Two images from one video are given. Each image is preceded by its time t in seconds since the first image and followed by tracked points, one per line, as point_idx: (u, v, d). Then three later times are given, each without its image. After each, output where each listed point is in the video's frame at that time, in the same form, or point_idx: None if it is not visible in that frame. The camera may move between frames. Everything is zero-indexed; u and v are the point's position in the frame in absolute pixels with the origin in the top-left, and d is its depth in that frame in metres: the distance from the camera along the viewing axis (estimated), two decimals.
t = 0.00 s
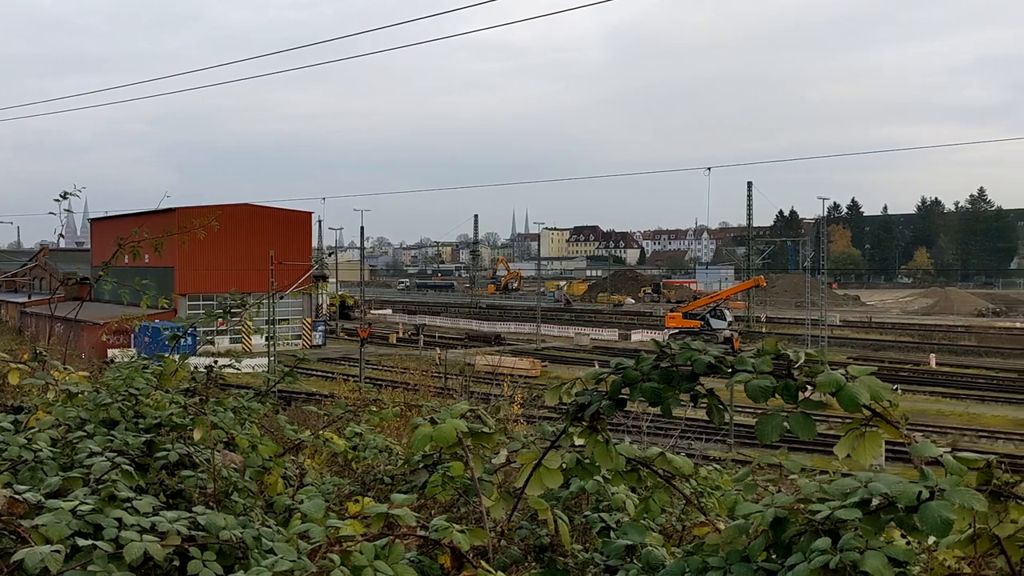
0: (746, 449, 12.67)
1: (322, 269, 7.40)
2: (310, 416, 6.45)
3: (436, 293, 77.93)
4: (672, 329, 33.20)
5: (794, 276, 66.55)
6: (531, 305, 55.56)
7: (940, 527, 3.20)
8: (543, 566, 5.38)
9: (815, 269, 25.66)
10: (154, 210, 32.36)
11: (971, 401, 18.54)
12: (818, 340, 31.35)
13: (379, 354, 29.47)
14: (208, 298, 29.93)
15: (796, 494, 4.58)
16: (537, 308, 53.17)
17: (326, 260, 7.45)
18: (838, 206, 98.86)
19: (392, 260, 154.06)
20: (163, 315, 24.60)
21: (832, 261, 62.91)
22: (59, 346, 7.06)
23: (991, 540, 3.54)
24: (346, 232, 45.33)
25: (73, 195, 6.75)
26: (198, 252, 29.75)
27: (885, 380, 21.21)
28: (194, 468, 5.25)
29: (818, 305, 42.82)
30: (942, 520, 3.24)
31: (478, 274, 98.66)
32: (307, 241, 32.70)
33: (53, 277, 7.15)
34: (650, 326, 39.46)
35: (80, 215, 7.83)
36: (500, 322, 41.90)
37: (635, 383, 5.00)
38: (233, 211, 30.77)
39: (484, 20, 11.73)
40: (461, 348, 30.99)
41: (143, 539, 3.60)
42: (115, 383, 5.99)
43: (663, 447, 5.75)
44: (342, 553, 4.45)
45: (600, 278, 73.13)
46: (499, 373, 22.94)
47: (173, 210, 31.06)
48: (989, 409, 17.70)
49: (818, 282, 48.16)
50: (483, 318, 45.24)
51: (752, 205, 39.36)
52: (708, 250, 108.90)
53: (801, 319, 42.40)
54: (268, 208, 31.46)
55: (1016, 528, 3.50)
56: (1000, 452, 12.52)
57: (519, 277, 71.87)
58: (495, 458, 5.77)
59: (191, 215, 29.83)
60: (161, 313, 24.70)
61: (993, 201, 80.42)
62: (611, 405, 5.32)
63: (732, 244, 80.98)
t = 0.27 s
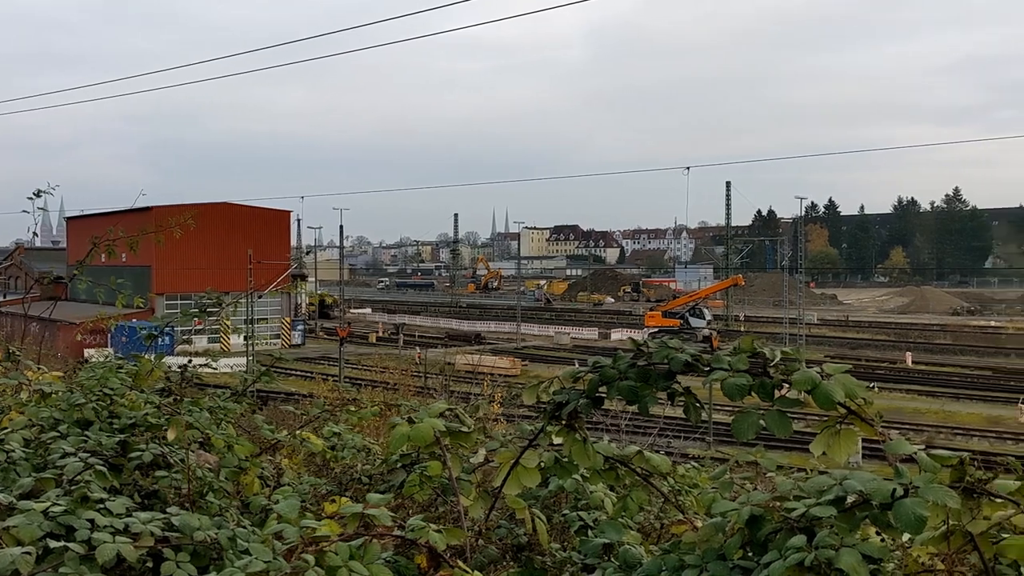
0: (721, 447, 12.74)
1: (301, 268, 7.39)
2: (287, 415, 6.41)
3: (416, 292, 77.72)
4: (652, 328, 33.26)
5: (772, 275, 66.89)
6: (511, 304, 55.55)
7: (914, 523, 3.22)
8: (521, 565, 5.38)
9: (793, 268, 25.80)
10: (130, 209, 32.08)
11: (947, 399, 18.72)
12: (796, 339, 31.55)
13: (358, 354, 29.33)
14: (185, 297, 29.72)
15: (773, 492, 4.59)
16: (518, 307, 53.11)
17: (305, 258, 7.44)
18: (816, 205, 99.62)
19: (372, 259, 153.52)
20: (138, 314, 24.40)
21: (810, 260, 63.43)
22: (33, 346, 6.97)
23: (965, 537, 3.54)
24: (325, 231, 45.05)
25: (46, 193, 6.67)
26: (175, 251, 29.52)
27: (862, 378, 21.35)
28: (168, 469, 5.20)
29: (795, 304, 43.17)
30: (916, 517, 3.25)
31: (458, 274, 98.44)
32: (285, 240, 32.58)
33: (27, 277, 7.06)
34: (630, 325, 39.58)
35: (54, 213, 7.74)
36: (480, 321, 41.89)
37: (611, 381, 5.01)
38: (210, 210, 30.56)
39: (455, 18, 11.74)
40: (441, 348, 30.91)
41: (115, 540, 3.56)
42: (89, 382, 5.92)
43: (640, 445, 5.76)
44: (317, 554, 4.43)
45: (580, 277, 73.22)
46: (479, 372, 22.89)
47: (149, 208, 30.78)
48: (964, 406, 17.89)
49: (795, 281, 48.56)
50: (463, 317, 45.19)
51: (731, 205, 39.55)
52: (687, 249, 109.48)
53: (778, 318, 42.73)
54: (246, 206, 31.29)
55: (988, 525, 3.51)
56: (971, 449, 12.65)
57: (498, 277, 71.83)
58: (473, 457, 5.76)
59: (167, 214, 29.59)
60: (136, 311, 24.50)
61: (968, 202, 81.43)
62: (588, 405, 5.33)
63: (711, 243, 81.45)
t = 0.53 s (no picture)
0: (696, 446, 12.79)
1: (279, 267, 7.38)
2: (263, 415, 6.37)
3: (396, 292, 77.50)
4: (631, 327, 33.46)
5: (749, 275, 67.32)
6: (490, 304, 55.51)
7: (889, 521, 3.25)
8: (498, 565, 5.38)
9: (770, 268, 25.97)
10: (105, 209, 31.77)
11: (922, 397, 18.93)
12: (772, 338, 31.77)
13: (336, 354, 29.18)
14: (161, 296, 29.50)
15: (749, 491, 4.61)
16: (497, 307, 53.05)
17: (283, 258, 7.43)
18: (792, 206, 100.41)
19: (350, 259, 152.82)
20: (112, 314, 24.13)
21: (786, 260, 63.96)
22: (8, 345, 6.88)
23: (942, 533, 3.55)
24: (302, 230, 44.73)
25: (18, 192, 6.59)
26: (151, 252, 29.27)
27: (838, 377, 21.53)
28: (141, 469, 5.14)
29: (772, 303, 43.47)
30: (890, 515, 3.27)
31: (437, 274, 98.35)
32: (263, 240, 32.40)
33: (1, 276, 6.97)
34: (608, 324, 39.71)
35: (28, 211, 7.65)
36: (460, 321, 41.84)
37: (589, 380, 5.02)
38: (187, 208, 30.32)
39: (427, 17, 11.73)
40: (420, 347, 30.84)
41: (87, 542, 3.50)
42: (62, 382, 5.85)
43: (619, 445, 5.77)
44: (290, 554, 4.41)
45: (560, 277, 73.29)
46: (459, 372, 22.83)
47: (125, 207, 30.49)
48: (938, 404, 18.09)
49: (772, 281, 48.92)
50: (442, 317, 45.09)
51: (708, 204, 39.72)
52: (666, 249, 109.92)
53: (755, 317, 43.08)
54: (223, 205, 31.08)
55: (963, 521, 3.56)
56: (944, 446, 12.81)
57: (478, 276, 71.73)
58: (450, 457, 5.75)
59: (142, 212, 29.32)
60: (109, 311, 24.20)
61: (940, 202, 82.55)
62: (566, 404, 5.32)
63: (689, 243, 81.84)
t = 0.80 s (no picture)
0: (670, 446, 12.84)
1: (256, 268, 7.34)
2: (239, 417, 6.33)
3: (376, 292, 77.07)
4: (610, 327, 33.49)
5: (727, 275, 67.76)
6: (470, 304, 55.35)
7: (861, 520, 3.25)
8: (475, 565, 5.39)
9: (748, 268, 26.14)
10: (80, 208, 31.47)
11: (896, 396, 19.13)
12: (750, 338, 31.97)
13: (314, 354, 29.00)
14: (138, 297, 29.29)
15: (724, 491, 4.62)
16: (476, 307, 53.01)
17: (260, 259, 7.39)
18: (770, 207, 101.09)
19: (329, 259, 151.77)
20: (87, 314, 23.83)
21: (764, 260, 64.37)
22: None
23: (911, 533, 3.48)
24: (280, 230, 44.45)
25: None
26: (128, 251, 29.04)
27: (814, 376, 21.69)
28: (115, 471, 5.08)
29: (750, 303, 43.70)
30: (863, 514, 3.29)
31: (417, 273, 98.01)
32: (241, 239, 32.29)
33: None
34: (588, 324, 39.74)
35: None
36: (439, 321, 41.72)
37: (565, 380, 5.03)
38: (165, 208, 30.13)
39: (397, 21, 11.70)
40: (399, 348, 30.73)
41: (57, 546, 3.39)
42: (34, 384, 5.78)
43: (595, 444, 5.79)
44: (265, 559, 4.37)
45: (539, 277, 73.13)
46: (438, 372, 22.74)
47: (101, 206, 30.23)
48: (913, 404, 18.25)
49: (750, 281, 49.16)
50: (422, 317, 44.94)
51: (687, 205, 39.75)
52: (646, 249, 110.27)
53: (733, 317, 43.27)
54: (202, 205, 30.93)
55: (933, 521, 3.45)
56: (917, 445, 12.95)
57: (457, 276, 71.44)
58: (428, 458, 5.75)
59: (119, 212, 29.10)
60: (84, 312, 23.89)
61: (915, 203, 83.62)
62: (543, 404, 5.33)
63: (668, 243, 82.13)
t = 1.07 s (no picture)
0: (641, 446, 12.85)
1: (233, 268, 7.28)
2: (213, 419, 6.28)
3: (353, 293, 76.63)
4: (588, 328, 33.48)
5: (704, 276, 68.03)
6: (448, 305, 55.17)
7: (833, 519, 3.27)
8: (450, 567, 5.39)
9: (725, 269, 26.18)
10: (53, 208, 31.13)
11: (871, 396, 19.27)
12: (727, 338, 32.10)
13: (291, 355, 28.79)
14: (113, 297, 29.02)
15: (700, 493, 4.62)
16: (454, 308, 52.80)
17: (237, 259, 7.33)
18: (746, 208, 101.74)
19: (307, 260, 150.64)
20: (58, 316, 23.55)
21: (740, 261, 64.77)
22: None
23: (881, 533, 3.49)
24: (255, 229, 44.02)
25: None
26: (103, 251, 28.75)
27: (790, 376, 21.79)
28: (85, 473, 5.01)
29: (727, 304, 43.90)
30: (834, 513, 3.30)
31: (395, 274, 97.51)
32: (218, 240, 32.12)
33: None
34: (566, 325, 39.75)
35: None
36: (418, 322, 41.58)
37: (541, 381, 5.00)
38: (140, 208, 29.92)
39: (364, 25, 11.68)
40: (377, 349, 30.59)
41: (26, 551, 3.30)
42: (4, 386, 5.70)
43: (572, 444, 5.77)
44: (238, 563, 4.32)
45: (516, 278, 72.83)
46: (416, 373, 22.61)
47: (75, 206, 29.96)
48: (887, 403, 18.41)
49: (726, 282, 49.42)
50: (400, 318, 44.75)
51: (665, 205, 39.69)
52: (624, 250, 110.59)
53: (710, 318, 43.43)
54: (178, 205, 30.76)
55: (904, 521, 3.46)
56: (890, 444, 13.04)
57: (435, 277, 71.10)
58: (404, 459, 5.74)
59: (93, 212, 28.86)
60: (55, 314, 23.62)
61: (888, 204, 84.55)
62: (519, 404, 5.31)
63: (646, 244, 82.39)
